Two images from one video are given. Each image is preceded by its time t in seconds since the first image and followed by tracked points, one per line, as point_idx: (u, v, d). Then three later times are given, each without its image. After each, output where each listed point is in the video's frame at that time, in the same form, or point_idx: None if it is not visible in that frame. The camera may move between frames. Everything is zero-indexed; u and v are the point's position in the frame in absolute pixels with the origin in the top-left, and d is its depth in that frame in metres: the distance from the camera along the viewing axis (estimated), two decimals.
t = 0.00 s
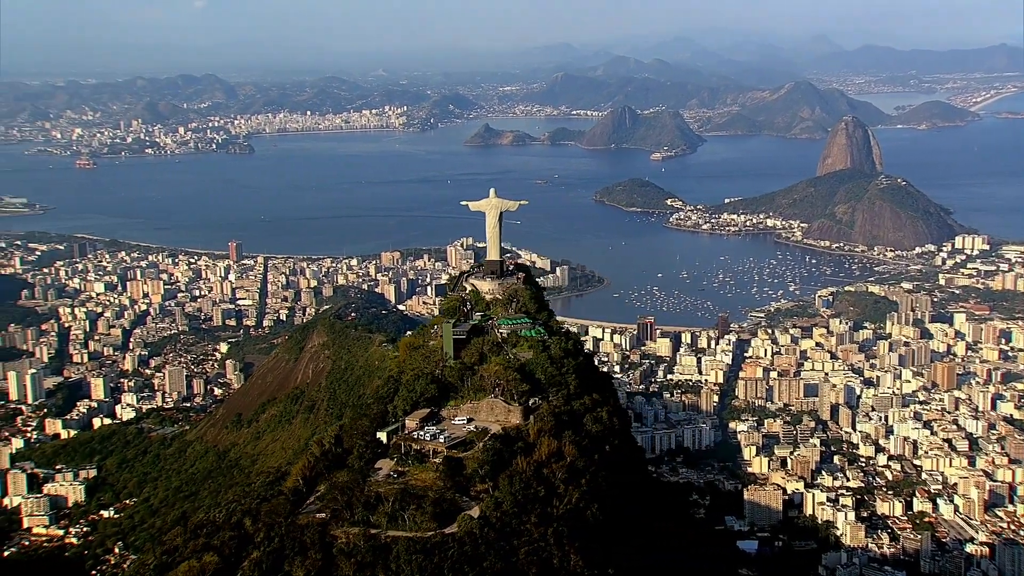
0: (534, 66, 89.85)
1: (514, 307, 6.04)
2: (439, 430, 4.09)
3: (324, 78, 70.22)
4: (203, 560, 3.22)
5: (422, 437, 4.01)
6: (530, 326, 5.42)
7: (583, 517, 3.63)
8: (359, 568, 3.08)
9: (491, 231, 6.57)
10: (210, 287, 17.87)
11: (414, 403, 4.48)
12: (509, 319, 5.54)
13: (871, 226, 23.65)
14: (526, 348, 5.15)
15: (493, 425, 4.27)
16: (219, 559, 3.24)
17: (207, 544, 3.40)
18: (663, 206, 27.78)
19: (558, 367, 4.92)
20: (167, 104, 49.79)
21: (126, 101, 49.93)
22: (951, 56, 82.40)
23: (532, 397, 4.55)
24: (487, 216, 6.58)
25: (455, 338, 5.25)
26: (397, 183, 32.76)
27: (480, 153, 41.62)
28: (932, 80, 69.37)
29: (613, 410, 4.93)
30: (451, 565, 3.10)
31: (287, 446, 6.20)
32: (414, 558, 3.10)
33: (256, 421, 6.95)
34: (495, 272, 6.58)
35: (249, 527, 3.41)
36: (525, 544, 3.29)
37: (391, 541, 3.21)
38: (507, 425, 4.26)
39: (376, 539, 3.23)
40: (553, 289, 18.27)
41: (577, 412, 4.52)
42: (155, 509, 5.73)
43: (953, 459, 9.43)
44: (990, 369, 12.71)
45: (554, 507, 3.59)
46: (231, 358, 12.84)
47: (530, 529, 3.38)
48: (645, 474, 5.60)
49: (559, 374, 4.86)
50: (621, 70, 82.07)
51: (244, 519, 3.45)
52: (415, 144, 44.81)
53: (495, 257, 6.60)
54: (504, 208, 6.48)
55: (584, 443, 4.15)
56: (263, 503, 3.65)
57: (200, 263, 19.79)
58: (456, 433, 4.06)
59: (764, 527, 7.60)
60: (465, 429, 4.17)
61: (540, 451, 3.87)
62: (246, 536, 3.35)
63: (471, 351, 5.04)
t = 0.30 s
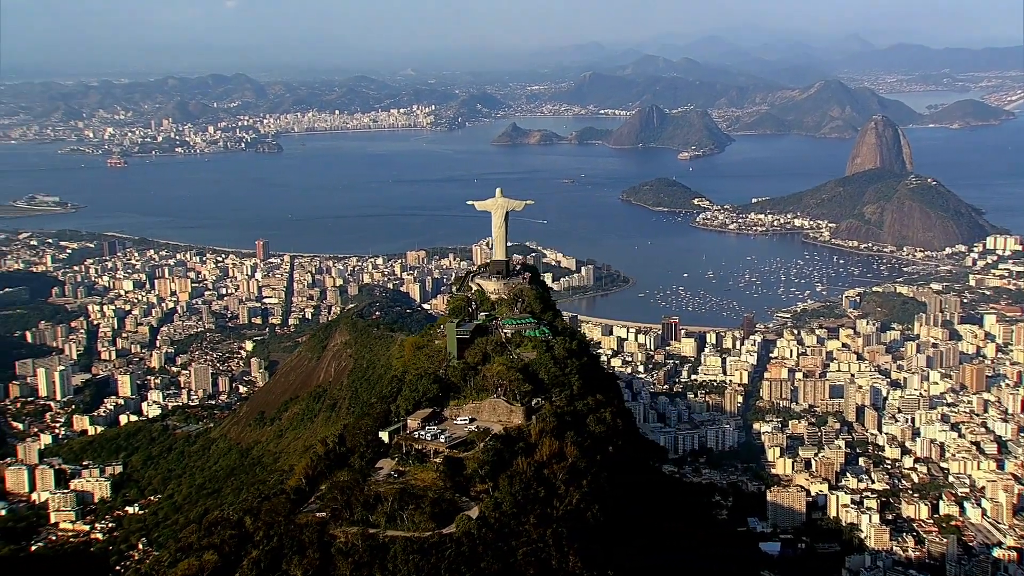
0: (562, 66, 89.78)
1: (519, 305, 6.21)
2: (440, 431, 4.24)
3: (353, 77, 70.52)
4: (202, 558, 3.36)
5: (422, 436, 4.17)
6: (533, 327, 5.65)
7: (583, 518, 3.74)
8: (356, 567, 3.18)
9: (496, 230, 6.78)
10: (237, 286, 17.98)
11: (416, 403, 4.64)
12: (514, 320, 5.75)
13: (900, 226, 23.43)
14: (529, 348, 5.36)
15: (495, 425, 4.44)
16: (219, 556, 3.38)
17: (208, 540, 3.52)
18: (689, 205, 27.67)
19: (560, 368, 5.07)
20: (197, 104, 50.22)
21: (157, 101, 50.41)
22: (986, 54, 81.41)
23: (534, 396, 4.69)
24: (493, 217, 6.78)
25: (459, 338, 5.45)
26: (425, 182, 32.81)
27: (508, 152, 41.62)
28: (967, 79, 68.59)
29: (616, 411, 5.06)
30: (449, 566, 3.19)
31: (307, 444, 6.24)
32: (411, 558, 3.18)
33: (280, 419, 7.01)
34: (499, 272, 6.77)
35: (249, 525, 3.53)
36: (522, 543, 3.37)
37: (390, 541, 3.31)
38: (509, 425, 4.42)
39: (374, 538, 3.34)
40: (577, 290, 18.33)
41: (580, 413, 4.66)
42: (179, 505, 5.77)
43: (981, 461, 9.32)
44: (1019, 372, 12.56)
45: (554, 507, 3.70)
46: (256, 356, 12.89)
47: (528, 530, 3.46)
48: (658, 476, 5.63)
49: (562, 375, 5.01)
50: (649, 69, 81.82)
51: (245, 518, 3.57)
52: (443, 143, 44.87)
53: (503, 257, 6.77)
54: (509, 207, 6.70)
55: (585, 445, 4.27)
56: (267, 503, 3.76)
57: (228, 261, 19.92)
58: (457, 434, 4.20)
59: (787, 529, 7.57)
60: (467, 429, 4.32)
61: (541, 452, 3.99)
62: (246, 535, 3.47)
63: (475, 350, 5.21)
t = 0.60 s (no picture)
0: (594, 66, 89.69)
1: (524, 307, 6.44)
2: (440, 431, 4.27)
3: (385, 76, 70.80)
4: (201, 558, 3.42)
5: (423, 436, 4.23)
6: (538, 326, 5.77)
7: (582, 519, 3.75)
8: (351, 567, 3.20)
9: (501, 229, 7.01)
10: (266, 284, 18.10)
11: (418, 402, 4.67)
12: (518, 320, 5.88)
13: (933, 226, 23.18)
14: (532, 348, 5.44)
15: (496, 425, 4.47)
16: (218, 555, 3.45)
17: (210, 539, 3.57)
18: (719, 205, 27.53)
19: (562, 367, 5.11)
20: (230, 104, 50.66)
21: (191, 102, 50.93)
22: None
23: (537, 396, 4.71)
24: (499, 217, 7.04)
25: (462, 339, 5.54)
26: (455, 181, 32.88)
27: (538, 151, 41.64)
28: (1004, 77, 67.74)
29: (619, 411, 5.08)
30: (443, 566, 3.21)
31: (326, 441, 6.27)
32: (405, 559, 3.22)
33: (303, 417, 7.05)
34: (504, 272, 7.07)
35: (249, 525, 3.58)
36: (518, 545, 3.39)
37: (385, 541, 3.34)
38: (510, 425, 4.44)
39: (370, 538, 3.37)
40: (605, 290, 18.34)
41: (583, 414, 4.67)
42: (204, 501, 5.83)
43: (1011, 465, 9.19)
44: None
45: (553, 509, 3.72)
46: (283, 354, 12.96)
47: (526, 531, 3.47)
48: (655, 476, 5.72)
49: (564, 375, 5.05)
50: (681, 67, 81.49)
51: (246, 517, 3.63)
52: (473, 142, 44.95)
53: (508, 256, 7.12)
54: (515, 208, 6.95)
55: (587, 445, 4.29)
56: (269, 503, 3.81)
57: (258, 260, 20.06)
58: (457, 435, 4.23)
59: (811, 531, 7.51)
60: (467, 430, 4.35)
61: (541, 453, 4.01)
62: (245, 533, 3.54)
63: (477, 351, 5.27)
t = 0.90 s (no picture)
0: (619, 65, 89.54)
1: (525, 305, 6.50)
2: (438, 431, 4.30)
3: (410, 75, 70.97)
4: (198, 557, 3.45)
5: (421, 436, 4.23)
6: (537, 327, 5.82)
7: (578, 520, 3.77)
8: (346, 568, 3.23)
9: (505, 230, 7.15)
10: (288, 283, 18.19)
11: (417, 403, 4.71)
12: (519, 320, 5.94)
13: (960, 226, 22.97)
14: (532, 348, 5.46)
15: (495, 425, 4.48)
16: (214, 554, 3.47)
17: (208, 539, 3.61)
18: (743, 205, 27.38)
19: (562, 368, 5.13)
20: (255, 103, 51.01)
21: (217, 102, 51.28)
22: None
23: (536, 397, 4.72)
24: (502, 217, 7.17)
25: (463, 339, 5.56)
26: (478, 180, 32.91)
27: (562, 150, 41.61)
28: None
29: (620, 412, 5.08)
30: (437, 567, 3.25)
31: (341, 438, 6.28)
32: (400, 560, 3.25)
33: (323, 415, 7.07)
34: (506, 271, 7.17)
35: (247, 523, 3.61)
36: (514, 547, 3.42)
37: (380, 541, 3.37)
38: (509, 425, 4.46)
39: (366, 539, 3.40)
40: (627, 289, 18.31)
41: (583, 414, 4.68)
42: (224, 498, 5.87)
43: None
44: None
45: (549, 510, 3.74)
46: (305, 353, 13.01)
47: (521, 533, 3.50)
48: (658, 477, 5.69)
49: (564, 375, 5.07)
50: (707, 66, 81.18)
51: (244, 517, 3.66)
52: (497, 141, 44.97)
53: (510, 256, 7.20)
54: (518, 208, 7.04)
55: (586, 445, 4.31)
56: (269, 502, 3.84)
57: (281, 259, 20.15)
58: (455, 435, 4.26)
59: (832, 533, 7.45)
60: (466, 430, 4.37)
61: (539, 454, 4.03)
62: (242, 533, 3.55)
63: (477, 350, 5.30)
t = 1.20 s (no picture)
0: (644, 64, 89.31)
1: (527, 306, 6.50)
2: (436, 431, 4.31)
3: (433, 75, 71.11)
4: (194, 555, 3.46)
5: (418, 437, 4.23)
6: (538, 327, 5.82)
7: (574, 522, 3.78)
8: (338, 567, 3.25)
9: (507, 230, 7.15)
10: (310, 281, 18.26)
11: (416, 403, 4.73)
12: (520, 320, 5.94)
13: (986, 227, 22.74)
14: (533, 349, 5.47)
15: (493, 425, 4.48)
16: (210, 552, 3.48)
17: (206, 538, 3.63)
18: (766, 205, 27.25)
19: (562, 369, 5.14)
20: (280, 103, 51.33)
21: (242, 102, 51.61)
22: None
23: (534, 397, 4.72)
24: (504, 217, 7.16)
25: (462, 340, 5.59)
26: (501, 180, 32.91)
27: (585, 150, 41.55)
28: None
29: (620, 413, 5.08)
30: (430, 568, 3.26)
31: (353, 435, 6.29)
32: (393, 559, 3.27)
33: (341, 413, 7.08)
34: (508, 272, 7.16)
35: (243, 523, 3.63)
36: (507, 547, 3.44)
37: (374, 541, 3.38)
38: (506, 425, 4.46)
39: (360, 538, 3.41)
40: (648, 289, 18.28)
41: (582, 415, 4.67)
42: (241, 497, 5.89)
43: None
44: None
45: (545, 511, 3.75)
46: (326, 352, 13.04)
47: (515, 534, 3.52)
48: (666, 477, 5.68)
49: (564, 375, 5.07)
50: (733, 66, 80.80)
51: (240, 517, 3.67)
52: (520, 141, 44.97)
53: (512, 256, 7.20)
54: (519, 208, 7.03)
55: (584, 447, 4.31)
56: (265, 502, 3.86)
57: (303, 257, 20.24)
58: (452, 435, 4.26)
59: (851, 536, 7.39)
60: (463, 430, 4.38)
61: (536, 455, 4.04)
62: (239, 531, 3.56)
63: (477, 350, 5.35)
